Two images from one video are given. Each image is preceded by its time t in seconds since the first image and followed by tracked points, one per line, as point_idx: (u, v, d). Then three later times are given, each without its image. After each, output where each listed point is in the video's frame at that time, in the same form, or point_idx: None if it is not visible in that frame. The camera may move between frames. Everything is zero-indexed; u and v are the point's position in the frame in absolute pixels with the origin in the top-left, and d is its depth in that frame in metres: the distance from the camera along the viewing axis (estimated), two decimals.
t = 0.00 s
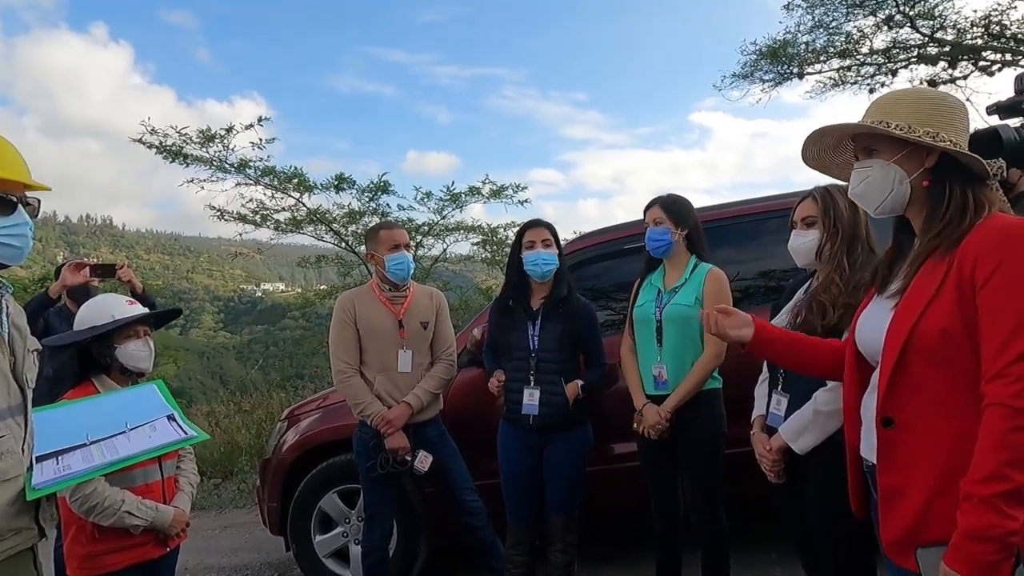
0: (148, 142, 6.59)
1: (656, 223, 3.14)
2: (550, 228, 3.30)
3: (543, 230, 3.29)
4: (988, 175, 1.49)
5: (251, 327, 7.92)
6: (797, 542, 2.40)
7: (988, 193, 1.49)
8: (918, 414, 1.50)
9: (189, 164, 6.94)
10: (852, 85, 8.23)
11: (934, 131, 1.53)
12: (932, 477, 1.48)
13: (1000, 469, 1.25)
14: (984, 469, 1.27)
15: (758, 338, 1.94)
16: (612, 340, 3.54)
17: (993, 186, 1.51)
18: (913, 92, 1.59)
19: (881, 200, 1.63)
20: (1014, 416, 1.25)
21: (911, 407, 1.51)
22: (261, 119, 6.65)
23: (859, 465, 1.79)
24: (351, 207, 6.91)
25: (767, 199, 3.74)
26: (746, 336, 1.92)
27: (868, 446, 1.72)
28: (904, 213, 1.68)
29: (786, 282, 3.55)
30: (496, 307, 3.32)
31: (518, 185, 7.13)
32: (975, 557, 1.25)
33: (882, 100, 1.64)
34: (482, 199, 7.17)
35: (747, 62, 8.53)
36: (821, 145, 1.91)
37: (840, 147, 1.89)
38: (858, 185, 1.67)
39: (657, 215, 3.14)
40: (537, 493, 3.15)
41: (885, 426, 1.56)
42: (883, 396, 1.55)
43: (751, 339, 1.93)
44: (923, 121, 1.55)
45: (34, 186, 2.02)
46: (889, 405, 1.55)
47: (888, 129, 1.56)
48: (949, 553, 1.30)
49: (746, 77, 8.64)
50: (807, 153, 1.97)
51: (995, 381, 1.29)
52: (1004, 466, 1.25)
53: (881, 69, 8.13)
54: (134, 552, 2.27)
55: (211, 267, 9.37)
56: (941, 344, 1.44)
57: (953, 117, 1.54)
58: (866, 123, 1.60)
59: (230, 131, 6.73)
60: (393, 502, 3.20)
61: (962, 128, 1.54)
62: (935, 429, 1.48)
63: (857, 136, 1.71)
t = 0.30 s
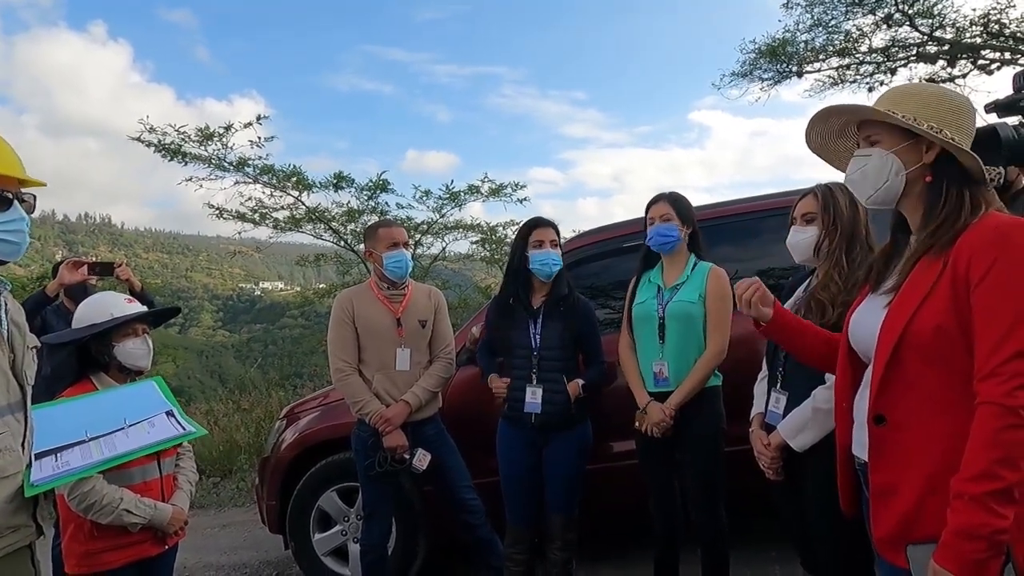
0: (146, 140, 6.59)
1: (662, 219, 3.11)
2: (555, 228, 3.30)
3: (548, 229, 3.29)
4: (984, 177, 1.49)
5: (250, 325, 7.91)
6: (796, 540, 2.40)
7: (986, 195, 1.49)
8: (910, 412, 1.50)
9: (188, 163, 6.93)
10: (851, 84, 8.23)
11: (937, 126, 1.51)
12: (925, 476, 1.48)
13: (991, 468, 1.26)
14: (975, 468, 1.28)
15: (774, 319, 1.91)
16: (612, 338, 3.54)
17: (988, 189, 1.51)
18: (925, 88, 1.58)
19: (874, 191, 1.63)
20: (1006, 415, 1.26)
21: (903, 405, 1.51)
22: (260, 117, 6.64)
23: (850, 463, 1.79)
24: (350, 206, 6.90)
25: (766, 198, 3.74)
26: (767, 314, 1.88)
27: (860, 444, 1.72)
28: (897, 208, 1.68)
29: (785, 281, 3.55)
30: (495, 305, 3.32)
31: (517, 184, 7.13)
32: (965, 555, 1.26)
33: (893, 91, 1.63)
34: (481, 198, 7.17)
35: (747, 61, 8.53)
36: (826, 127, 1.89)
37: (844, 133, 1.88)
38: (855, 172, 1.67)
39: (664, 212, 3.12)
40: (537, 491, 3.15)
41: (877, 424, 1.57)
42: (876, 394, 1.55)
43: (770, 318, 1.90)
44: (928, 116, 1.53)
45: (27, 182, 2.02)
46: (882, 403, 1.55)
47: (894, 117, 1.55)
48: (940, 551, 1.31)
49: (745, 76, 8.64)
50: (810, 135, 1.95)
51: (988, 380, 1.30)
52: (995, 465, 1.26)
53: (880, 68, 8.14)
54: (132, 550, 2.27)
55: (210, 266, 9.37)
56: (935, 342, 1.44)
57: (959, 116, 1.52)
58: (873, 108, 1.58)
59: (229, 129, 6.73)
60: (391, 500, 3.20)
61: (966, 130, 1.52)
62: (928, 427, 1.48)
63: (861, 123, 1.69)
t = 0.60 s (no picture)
0: (144, 143, 6.59)
1: (678, 218, 3.14)
2: (557, 231, 3.31)
3: (552, 233, 3.29)
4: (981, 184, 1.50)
5: (248, 328, 7.91)
6: (793, 542, 2.40)
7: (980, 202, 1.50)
8: (896, 413, 1.51)
9: (186, 165, 6.93)
10: (848, 87, 8.25)
11: (938, 128, 1.52)
12: (910, 477, 1.49)
13: (971, 469, 1.27)
14: (956, 469, 1.29)
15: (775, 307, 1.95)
16: (610, 340, 3.54)
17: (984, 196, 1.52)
18: (933, 88, 1.58)
19: (871, 187, 1.64)
20: (987, 417, 1.27)
21: (889, 406, 1.52)
22: (257, 120, 6.64)
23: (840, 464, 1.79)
24: (348, 208, 6.90)
25: (763, 200, 3.74)
26: (774, 296, 1.92)
27: (848, 445, 1.73)
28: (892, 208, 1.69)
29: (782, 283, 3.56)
30: (494, 307, 3.32)
31: (515, 186, 7.13)
32: (945, 556, 1.27)
33: (900, 90, 1.63)
34: (479, 200, 7.18)
35: (744, 63, 8.55)
36: (830, 121, 1.90)
37: (847, 129, 1.88)
38: (854, 168, 1.67)
39: (679, 212, 3.15)
40: (535, 493, 3.14)
41: (865, 425, 1.57)
42: (862, 395, 1.55)
43: (775, 301, 1.94)
44: (932, 117, 1.53)
45: (22, 182, 2.01)
46: (868, 404, 1.56)
47: (897, 115, 1.55)
48: (922, 552, 1.31)
49: (742, 78, 8.65)
50: (814, 128, 1.96)
51: (971, 382, 1.30)
52: (975, 466, 1.27)
53: (877, 70, 8.17)
54: (129, 553, 2.26)
55: (207, 268, 9.36)
56: (921, 344, 1.44)
57: (964, 121, 1.53)
58: (878, 104, 1.58)
59: (226, 131, 6.73)
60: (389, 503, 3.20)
61: (969, 134, 1.52)
62: (913, 428, 1.48)
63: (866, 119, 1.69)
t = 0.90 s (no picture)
0: (141, 141, 6.57)
1: (683, 216, 3.13)
2: (556, 229, 3.31)
3: (548, 231, 3.28)
4: (974, 178, 1.50)
5: (245, 327, 7.90)
6: (790, 540, 2.40)
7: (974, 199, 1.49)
8: (888, 412, 1.51)
9: (183, 164, 6.92)
10: (845, 86, 8.26)
11: (923, 127, 1.52)
12: (901, 476, 1.49)
13: (960, 469, 1.27)
14: (947, 469, 1.29)
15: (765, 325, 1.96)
16: (607, 339, 3.54)
17: (977, 190, 1.51)
18: (913, 89, 1.59)
19: (864, 192, 1.64)
20: (977, 417, 1.27)
21: (881, 404, 1.52)
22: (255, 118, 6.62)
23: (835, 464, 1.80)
24: (346, 207, 6.90)
25: (761, 199, 3.75)
26: (758, 317, 1.93)
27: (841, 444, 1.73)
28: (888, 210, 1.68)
29: (779, 282, 3.56)
30: (493, 305, 3.32)
31: (513, 185, 7.13)
32: (935, 555, 1.28)
33: (881, 95, 1.64)
34: (477, 198, 7.18)
35: (741, 63, 8.56)
36: (816, 133, 1.91)
37: (834, 138, 1.89)
38: (846, 175, 1.68)
39: (684, 210, 3.14)
40: (533, 492, 3.14)
41: (856, 424, 1.58)
42: (855, 393, 1.56)
43: (760, 322, 1.95)
44: (916, 118, 1.54)
45: (15, 178, 2.00)
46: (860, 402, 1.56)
47: (879, 120, 1.56)
48: (912, 551, 1.32)
49: (740, 77, 8.66)
50: (801, 138, 1.96)
51: (963, 382, 1.31)
52: (964, 466, 1.27)
53: (875, 70, 8.18)
54: (125, 553, 2.26)
55: (204, 267, 9.34)
56: (914, 344, 1.45)
57: (949, 116, 1.53)
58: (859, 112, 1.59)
59: (224, 130, 6.72)
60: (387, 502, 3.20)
61: (954, 129, 1.52)
62: (904, 426, 1.49)
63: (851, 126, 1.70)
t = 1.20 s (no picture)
0: (141, 140, 6.56)
1: (683, 216, 3.13)
2: (556, 229, 3.30)
3: (547, 230, 3.28)
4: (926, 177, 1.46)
5: (245, 326, 7.91)
6: (788, 540, 2.41)
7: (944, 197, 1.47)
8: (874, 413, 1.52)
9: (182, 163, 6.91)
10: (845, 86, 8.26)
11: (865, 145, 1.56)
12: (889, 476, 1.51)
13: (933, 471, 1.31)
14: (923, 471, 1.33)
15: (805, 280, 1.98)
16: (607, 339, 3.54)
17: (935, 194, 1.47)
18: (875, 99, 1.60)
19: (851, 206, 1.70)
20: (950, 419, 1.30)
21: (868, 405, 1.54)
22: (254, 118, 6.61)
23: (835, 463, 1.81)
24: (345, 206, 6.89)
25: (760, 198, 3.74)
26: (786, 278, 1.99)
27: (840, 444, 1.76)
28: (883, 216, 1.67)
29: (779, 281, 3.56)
30: (492, 304, 3.32)
31: (513, 185, 7.13)
32: (914, 556, 1.32)
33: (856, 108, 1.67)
34: (477, 198, 7.18)
35: (741, 62, 8.55)
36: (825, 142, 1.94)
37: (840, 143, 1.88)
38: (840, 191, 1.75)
39: (686, 209, 3.14)
40: (533, 492, 3.14)
41: (846, 424, 1.59)
42: (842, 394, 1.58)
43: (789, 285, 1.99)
44: (860, 137, 1.58)
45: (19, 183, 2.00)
46: (848, 403, 1.58)
47: (834, 144, 1.65)
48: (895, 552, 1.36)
49: (740, 77, 8.65)
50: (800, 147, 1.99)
51: (937, 384, 1.33)
52: (937, 468, 1.31)
53: (874, 69, 8.18)
54: (125, 552, 2.26)
55: (204, 266, 9.34)
56: (895, 344, 1.46)
57: (901, 119, 1.53)
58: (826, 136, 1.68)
59: (223, 129, 6.72)
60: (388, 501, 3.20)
61: (902, 138, 1.51)
62: (890, 427, 1.50)
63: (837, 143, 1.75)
